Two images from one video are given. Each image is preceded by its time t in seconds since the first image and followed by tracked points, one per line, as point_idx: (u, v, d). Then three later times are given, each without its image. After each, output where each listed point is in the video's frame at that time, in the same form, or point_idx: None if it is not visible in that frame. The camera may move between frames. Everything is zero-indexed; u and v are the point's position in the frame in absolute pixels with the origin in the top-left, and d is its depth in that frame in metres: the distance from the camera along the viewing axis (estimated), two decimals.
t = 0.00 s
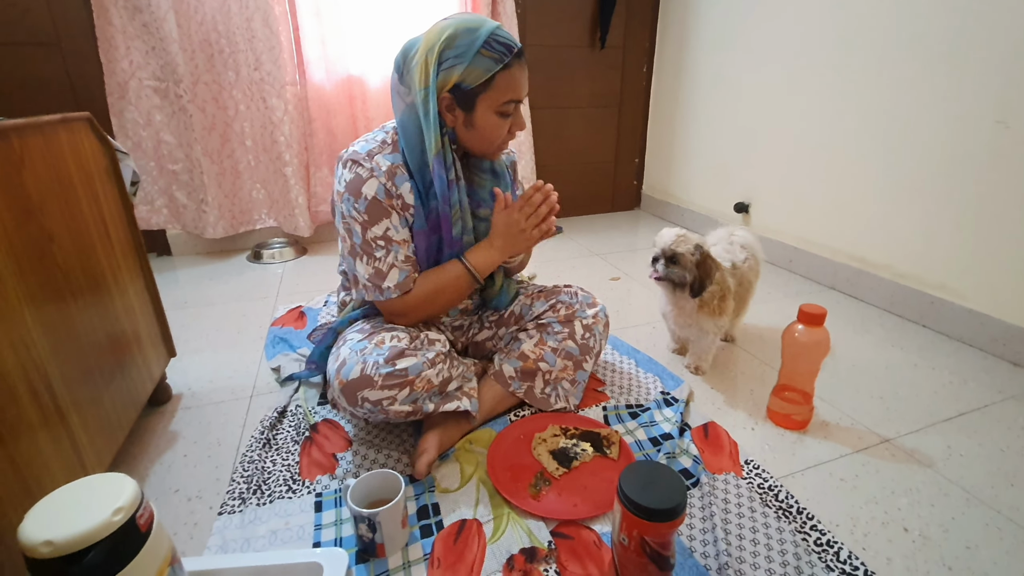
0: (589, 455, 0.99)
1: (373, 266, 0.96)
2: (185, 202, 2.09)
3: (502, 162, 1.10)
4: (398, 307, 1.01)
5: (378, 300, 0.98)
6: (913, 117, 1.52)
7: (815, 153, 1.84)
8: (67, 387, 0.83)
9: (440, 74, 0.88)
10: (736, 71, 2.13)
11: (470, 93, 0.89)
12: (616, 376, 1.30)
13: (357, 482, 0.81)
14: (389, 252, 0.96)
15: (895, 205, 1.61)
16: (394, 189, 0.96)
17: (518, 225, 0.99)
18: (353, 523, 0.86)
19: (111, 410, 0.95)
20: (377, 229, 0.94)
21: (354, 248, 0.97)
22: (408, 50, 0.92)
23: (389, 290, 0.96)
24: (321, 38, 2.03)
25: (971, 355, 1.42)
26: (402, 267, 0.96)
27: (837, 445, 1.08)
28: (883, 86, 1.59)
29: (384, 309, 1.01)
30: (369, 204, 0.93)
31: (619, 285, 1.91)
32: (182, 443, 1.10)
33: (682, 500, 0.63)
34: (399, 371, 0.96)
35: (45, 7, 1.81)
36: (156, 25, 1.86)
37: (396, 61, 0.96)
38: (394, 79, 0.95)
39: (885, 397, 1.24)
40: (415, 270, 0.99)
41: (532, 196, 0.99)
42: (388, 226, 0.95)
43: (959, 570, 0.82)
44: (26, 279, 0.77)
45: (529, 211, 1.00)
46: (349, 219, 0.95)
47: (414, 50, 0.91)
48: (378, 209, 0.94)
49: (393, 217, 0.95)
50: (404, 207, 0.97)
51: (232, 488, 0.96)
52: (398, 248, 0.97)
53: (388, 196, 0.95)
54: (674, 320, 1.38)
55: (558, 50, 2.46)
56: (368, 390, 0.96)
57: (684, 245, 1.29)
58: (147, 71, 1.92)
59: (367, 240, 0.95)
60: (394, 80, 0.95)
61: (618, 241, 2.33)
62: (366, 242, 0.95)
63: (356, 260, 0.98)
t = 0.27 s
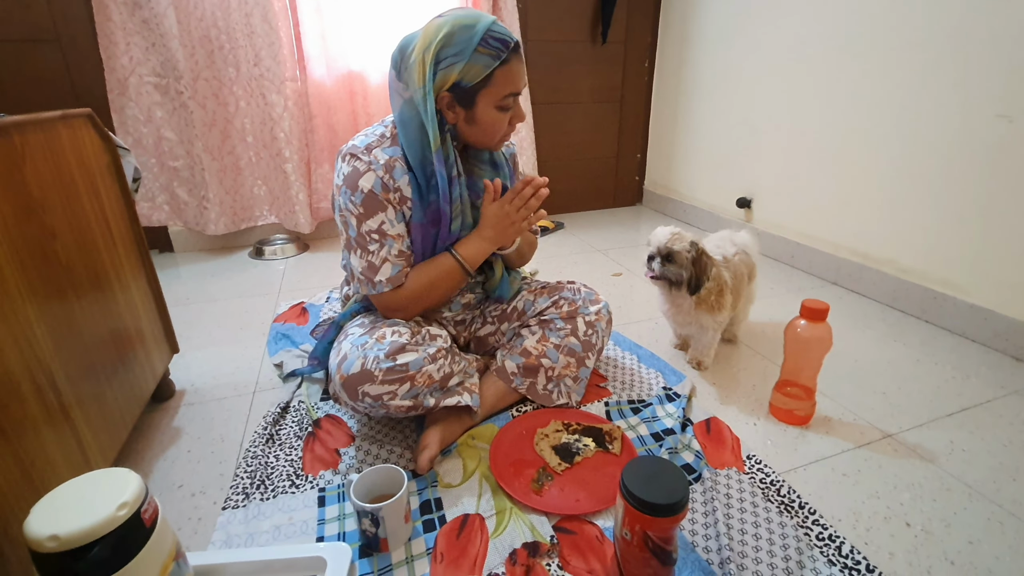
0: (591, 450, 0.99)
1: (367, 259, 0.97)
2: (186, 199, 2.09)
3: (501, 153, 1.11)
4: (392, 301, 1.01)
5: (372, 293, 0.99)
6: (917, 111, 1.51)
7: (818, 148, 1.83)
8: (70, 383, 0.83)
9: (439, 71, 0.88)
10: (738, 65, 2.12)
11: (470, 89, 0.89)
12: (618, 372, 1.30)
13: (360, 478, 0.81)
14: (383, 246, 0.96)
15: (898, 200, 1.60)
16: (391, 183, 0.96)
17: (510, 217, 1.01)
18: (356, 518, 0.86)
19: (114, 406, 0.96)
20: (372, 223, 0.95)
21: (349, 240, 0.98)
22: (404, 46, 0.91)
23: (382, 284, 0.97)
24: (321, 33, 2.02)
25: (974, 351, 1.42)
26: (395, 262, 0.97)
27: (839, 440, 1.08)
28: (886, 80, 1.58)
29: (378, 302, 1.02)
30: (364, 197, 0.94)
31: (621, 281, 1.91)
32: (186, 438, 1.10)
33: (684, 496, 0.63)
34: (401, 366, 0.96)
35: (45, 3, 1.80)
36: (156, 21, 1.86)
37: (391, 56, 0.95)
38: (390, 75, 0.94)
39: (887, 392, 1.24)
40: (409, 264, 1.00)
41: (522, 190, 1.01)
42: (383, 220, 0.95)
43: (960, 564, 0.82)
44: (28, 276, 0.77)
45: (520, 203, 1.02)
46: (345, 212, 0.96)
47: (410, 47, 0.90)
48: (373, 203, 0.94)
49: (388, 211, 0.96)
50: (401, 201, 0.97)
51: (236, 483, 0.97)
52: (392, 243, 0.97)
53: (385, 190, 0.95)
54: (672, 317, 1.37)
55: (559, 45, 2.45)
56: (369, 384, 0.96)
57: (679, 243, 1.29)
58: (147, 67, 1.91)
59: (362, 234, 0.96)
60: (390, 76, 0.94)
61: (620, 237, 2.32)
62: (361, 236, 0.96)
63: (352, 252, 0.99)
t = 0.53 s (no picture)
0: (592, 446, 1.00)
1: (359, 260, 0.98)
2: (188, 195, 2.10)
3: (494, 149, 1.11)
4: (386, 302, 1.02)
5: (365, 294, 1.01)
6: (919, 107, 1.51)
7: (820, 144, 1.83)
8: (74, 381, 0.84)
9: (427, 69, 0.89)
10: (740, 61, 2.12)
11: (459, 86, 0.89)
12: (619, 368, 1.30)
13: (362, 474, 0.81)
14: (375, 247, 0.97)
15: (900, 197, 1.60)
16: (383, 183, 0.96)
17: (499, 211, 1.01)
18: (358, 514, 0.87)
19: (117, 402, 0.96)
20: (363, 224, 0.96)
21: (343, 241, 0.99)
22: (392, 44, 0.91)
23: (373, 285, 0.99)
24: (321, 29, 2.02)
25: (975, 347, 1.42)
26: (387, 263, 0.98)
27: (840, 436, 1.08)
28: (889, 76, 1.58)
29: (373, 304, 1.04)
30: (356, 198, 0.94)
31: (622, 277, 1.91)
32: (189, 435, 1.11)
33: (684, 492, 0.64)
34: (402, 363, 0.97)
35: None
36: (157, 17, 1.86)
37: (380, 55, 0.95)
38: (380, 74, 0.95)
39: (888, 389, 1.24)
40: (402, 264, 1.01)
41: (510, 182, 1.02)
42: (375, 221, 0.96)
43: (960, 559, 0.82)
44: (31, 273, 0.78)
45: (509, 196, 1.02)
46: (338, 213, 0.97)
47: (398, 45, 0.90)
48: (365, 204, 0.95)
49: (380, 212, 0.96)
50: (393, 201, 0.98)
51: (239, 479, 0.97)
52: (385, 243, 0.98)
53: (377, 191, 0.95)
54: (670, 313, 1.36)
55: (560, 41, 2.44)
56: (371, 382, 0.96)
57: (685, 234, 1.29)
58: (148, 63, 1.91)
59: (354, 235, 0.97)
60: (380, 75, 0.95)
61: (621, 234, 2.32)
62: (353, 237, 0.97)
63: (346, 252, 1.00)
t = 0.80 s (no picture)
0: (594, 444, 1.00)
1: (357, 259, 0.98)
2: (189, 193, 2.10)
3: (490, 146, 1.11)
4: (383, 302, 1.03)
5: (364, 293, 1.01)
6: (921, 105, 1.51)
7: (821, 142, 1.82)
8: (77, 379, 0.84)
9: (419, 66, 0.89)
10: (741, 59, 2.11)
11: (451, 83, 0.89)
12: (620, 366, 1.30)
13: (364, 471, 0.82)
14: (372, 246, 0.98)
15: (901, 195, 1.60)
16: (378, 182, 0.96)
17: (495, 207, 1.01)
18: (361, 511, 0.87)
19: (120, 400, 0.96)
20: (360, 223, 0.96)
21: (340, 241, 1.00)
22: (384, 43, 0.92)
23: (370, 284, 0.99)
24: (322, 27, 2.02)
25: (976, 345, 1.42)
26: (384, 261, 0.98)
27: (841, 434, 1.08)
28: (890, 74, 1.57)
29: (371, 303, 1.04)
30: (352, 198, 0.95)
31: (623, 275, 1.91)
32: (192, 432, 1.11)
33: (685, 489, 0.64)
34: (403, 361, 0.97)
35: None
36: (158, 15, 1.86)
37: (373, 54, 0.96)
38: (373, 73, 0.95)
39: (889, 386, 1.24)
40: (399, 262, 1.01)
41: (507, 176, 1.00)
42: (371, 220, 0.96)
43: (961, 557, 0.83)
44: (34, 270, 0.78)
45: (505, 191, 1.01)
46: (335, 213, 0.97)
47: (390, 43, 0.91)
48: (361, 203, 0.95)
49: (376, 211, 0.96)
50: (389, 199, 0.98)
51: (242, 476, 0.98)
52: (382, 242, 0.98)
53: (373, 189, 0.96)
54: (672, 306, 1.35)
55: (561, 38, 2.44)
56: (372, 379, 0.96)
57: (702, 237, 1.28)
58: (149, 61, 1.91)
59: (351, 235, 0.97)
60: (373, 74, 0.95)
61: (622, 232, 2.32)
62: (350, 236, 0.97)
63: (344, 252, 1.00)
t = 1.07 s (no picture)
0: (594, 444, 1.00)
1: (358, 258, 0.98)
2: (191, 193, 2.10)
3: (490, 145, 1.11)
4: (385, 302, 1.03)
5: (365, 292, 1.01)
6: (923, 106, 1.51)
7: (822, 143, 1.82)
8: (79, 377, 0.84)
9: (418, 65, 0.89)
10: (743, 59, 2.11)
11: (450, 82, 0.89)
12: (621, 366, 1.30)
13: (365, 471, 0.82)
14: (373, 245, 0.97)
15: (903, 195, 1.60)
16: (379, 181, 0.96)
17: (496, 205, 1.01)
18: (361, 511, 0.87)
19: (122, 399, 0.97)
20: (361, 222, 0.96)
21: (342, 241, 1.00)
22: (383, 43, 0.92)
23: (371, 283, 0.99)
24: (324, 27, 2.03)
25: (977, 345, 1.42)
26: (385, 260, 0.98)
27: (842, 435, 1.08)
28: (892, 74, 1.57)
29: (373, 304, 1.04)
30: (353, 197, 0.95)
31: (624, 275, 1.91)
32: (193, 431, 1.11)
33: (686, 489, 0.64)
34: (404, 360, 0.97)
35: None
36: (160, 15, 1.86)
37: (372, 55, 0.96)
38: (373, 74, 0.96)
39: (890, 387, 1.24)
40: (400, 261, 1.01)
41: (508, 175, 1.00)
42: (373, 218, 0.96)
43: (961, 557, 0.83)
44: (37, 269, 0.78)
45: (506, 189, 1.01)
46: (336, 212, 0.98)
47: (389, 43, 0.91)
48: (362, 202, 0.95)
49: (377, 210, 0.96)
50: (391, 198, 0.98)
51: (243, 475, 0.98)
52: (383, 241, 0.98)
53: (374, 188, 0.96)
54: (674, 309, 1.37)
55: (562, 38, 2.44)
56: (373, 379, 0.96)
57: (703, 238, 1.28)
58: (151, 61, 1.92)
59: (352, 234, 0.97)
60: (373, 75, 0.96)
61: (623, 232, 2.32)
62: (352, 235, 0.97)
63: (345, 251, 1.00)
